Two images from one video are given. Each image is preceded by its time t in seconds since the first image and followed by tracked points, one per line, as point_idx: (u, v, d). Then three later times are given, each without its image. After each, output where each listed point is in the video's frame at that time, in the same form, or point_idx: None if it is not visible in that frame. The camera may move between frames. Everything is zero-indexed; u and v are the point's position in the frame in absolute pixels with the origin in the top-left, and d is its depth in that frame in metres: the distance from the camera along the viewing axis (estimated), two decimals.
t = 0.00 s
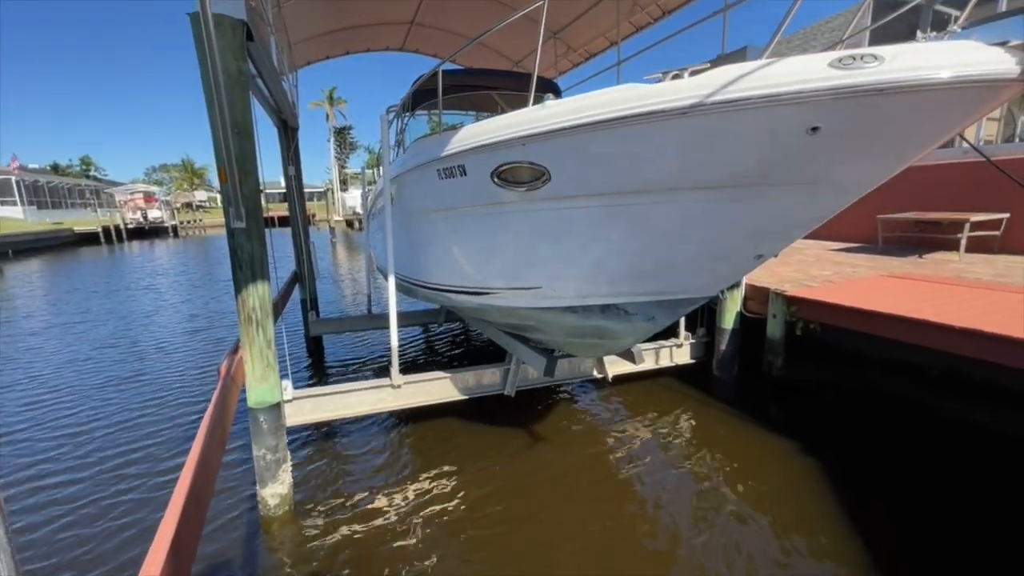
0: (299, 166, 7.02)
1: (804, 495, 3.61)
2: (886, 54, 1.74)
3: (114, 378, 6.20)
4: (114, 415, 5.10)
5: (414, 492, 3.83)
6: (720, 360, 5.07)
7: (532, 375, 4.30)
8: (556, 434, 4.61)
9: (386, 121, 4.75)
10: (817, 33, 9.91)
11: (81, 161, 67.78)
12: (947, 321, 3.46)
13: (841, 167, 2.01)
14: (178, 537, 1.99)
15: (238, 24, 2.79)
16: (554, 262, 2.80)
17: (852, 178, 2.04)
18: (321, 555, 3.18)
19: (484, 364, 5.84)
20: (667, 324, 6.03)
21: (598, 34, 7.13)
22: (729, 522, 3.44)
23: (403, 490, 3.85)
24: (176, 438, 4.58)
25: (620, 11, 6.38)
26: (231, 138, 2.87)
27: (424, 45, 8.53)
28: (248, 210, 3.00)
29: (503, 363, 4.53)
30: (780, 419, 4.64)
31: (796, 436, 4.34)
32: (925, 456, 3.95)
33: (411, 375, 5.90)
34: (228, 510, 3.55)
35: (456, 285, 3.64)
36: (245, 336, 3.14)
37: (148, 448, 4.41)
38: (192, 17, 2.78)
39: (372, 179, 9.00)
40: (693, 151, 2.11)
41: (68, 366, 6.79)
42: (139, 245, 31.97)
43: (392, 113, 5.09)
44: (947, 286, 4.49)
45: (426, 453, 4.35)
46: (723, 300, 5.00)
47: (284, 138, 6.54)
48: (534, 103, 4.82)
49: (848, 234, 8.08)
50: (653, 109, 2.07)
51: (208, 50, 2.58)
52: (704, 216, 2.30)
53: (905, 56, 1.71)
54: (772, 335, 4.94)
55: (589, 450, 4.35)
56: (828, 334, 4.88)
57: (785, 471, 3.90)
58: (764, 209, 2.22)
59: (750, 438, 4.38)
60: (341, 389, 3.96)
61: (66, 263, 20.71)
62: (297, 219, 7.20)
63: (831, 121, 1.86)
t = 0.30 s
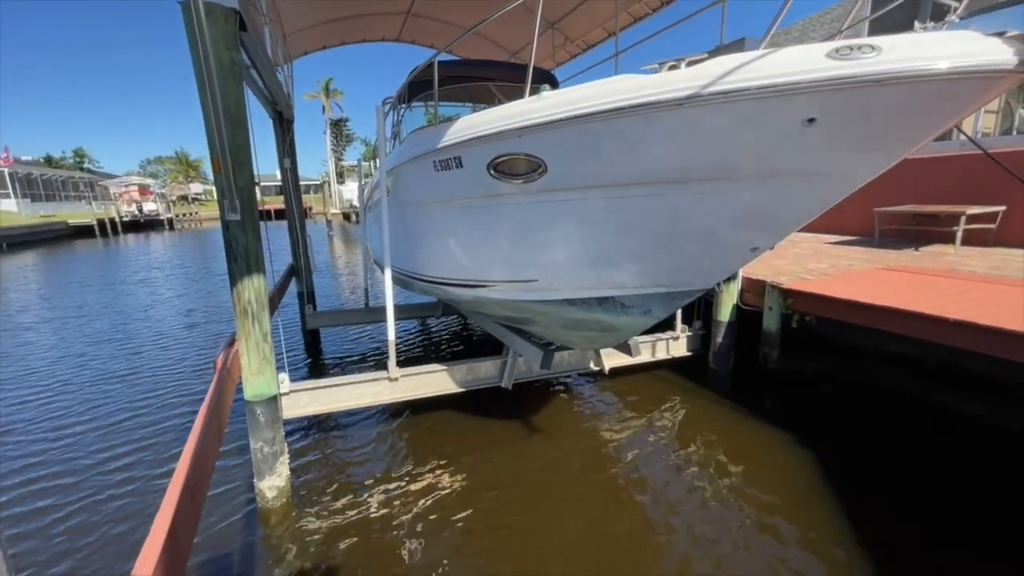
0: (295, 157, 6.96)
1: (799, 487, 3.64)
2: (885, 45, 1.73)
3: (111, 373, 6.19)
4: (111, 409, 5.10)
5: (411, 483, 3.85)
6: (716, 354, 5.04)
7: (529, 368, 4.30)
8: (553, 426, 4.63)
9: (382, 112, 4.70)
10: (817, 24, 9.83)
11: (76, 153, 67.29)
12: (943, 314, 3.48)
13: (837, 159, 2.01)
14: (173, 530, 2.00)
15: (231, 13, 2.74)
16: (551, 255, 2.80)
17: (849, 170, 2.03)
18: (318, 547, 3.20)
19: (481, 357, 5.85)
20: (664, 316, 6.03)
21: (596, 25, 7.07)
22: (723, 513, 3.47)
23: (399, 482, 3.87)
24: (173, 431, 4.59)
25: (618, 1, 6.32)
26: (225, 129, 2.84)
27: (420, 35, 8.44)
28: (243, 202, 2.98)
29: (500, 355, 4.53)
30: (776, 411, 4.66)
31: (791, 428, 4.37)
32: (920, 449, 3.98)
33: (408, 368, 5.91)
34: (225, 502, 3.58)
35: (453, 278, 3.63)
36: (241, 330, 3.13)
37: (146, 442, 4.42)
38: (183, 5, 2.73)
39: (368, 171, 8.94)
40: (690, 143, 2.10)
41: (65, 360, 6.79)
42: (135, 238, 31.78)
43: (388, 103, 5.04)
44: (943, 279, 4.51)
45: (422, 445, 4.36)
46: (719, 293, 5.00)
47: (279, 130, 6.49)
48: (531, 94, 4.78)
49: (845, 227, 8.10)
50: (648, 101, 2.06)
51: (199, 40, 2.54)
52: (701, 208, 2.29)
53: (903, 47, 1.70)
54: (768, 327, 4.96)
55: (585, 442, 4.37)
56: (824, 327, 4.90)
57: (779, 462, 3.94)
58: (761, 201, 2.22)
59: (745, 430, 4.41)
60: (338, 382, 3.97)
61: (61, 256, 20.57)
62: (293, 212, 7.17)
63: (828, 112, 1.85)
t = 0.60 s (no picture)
0: (291, 152, 6.92)
1: (795, 483, 3.66)
2: (880, 41, 1.73)
3: (108, 369, 6.19)
4: (109, 405, 5.11)
5: (409, 477, 3.88)
6: (713, 348, 5.07)
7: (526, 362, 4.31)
8: (550, 421, 4.65)
9: (379, 106, 4.66)
10: (816, 19, 9.79)
11: (70, 147, 66.73)
12: (937, 309, 3.50)
13: (832, 154, 2.01)
14: (171, 526, 2.00)
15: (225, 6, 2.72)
16: (547, 250, 2.80)
17: (844, 165, 2.03)
18: (316, 540, 3.23)
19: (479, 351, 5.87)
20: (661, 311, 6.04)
21: (594, 18, 7.02)
22: (719, 507, 3.50)
23: (397, 477, 3.89)
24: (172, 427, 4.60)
25: None
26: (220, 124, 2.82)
27: (417, 28, 8.37)
28: (239, 197, 2.97)
29: (498, 350, 4.54)
30: (771, 405, 4.70)
31: (786, 422, 4.41)
32: (915, 443, 4.01)
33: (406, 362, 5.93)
34: (224, 496, 3.60)
35: (450, 273, 3.63)
36: (238, 325, 3.13)
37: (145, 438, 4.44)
38: None
39: (365, 166, 8.89)
40: (686, 138, 2.10)
41: (62, 357, 6.79)
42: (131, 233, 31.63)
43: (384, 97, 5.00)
44: (938, 274, 4.53)
45: (419, 440, 4.38)
46: (716, 288, 5.01)
47: (275, 125, 6.45)
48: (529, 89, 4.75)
49: (841, 222, 8.13)
50: (644, 96, 2.06)
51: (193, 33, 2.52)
52: (697, 203, 2.29)
53: (899, 43, 1.70)
54: (764, 322, 4.98)
55: (582, 436, 4.39)
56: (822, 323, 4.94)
57: (775, 457, 3.97)
58: (756, 196, 2.22)
59: (741, 424, 4.44)
60: (335, 377, 3.98)
61: (56, 250, 20.43)
62: (290, 207, 7.13)
63: (823, 108, 1.86)
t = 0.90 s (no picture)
0: (289, 148, 6.90)
1: (793, 480, 3.68)
2: (876, 42, 1.73)
3: (106, 368, 6.18)
4: (107, 405, 5.11)
5: (408, 475, 3.89)
6: (710, 345, 5.09)
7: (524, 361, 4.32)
8: (548, 419, 4.66)
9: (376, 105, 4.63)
10: (815, 15, 9.75)
11: (66, 143, 66.35)
12: (934, 308, 3.51)
13: (829, 154, 2.01)
14: (169, 524, 2.00)
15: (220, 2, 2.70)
16: (544, 249, 2.80)
17: (840, 166, 2.04)
18: (316, 538, 3.24)
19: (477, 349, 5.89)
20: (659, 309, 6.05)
21: (592, 15, 7.00)
22: (717, 504, 3.51)
23: (395, 475, 3.90)
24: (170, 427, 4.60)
25: None
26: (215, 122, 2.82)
27: (415, 24, 8.32)
28: (236, 196, 2.96)
29: (496, 348, 4.55)
30: (770, 403, 4.72)
31: (784, 420, 4.43)
32: (912, 439, 4.04)
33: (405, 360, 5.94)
34: (222, 495, 3.61)
35: (447, 271, 3.63)
36: (235, 324, 3.13)
37: (143, 438, 4.44)
38: None
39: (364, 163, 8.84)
40: (685, 139, 2.10)
41: (59, 355, 6.78)
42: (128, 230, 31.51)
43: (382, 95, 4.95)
44: (935, 272, 4.54)
45: (417, 438, 4.39)
46: (713, 286, 5.02)
47: (272, 122, 6.42)
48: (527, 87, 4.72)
49: (838, 220, 8.15)
50: (641, 97, 2.06)
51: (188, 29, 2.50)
52: (692, 203, 2.30)
53: (894, 44, 1.70)
54: (761, 320, 4.99)
55: (581, 434, 4.40)
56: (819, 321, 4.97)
57: (772, 455, 3.99)
58: (752, 195, 2.23)
59: (740, 423, 4.44)
60: (333, 375, 3.98)
61: (53, 247, 20.37)
62: (287, 205, 7.11)
63: (819, 109, 1.86)
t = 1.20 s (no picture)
0: (287, 148, 6.89)
1: (788, 481, 3.70)
2: (869, 51, 1.74)
3: (103, 370, 6.17)
4: (105, 407, 5.10)
5: (405, 476, 3.90)
6: (707, 346, 5.11)
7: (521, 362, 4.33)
8: (545, 420, 4.68)
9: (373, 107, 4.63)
10: (812, 15, 9.78)
11: (63, 142, 66.15)
12: (929, 310, 3.53)
13: (823, 161, 2.02)
14: (166, 531, 2.00)
15: (218, 6, 2.70)
16: (541, 253, 2.81)
17: (835, 173, 2.05)
18: (313, 540, 3.24)
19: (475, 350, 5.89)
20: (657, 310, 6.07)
21: (590, 16, 7.01)
22: (713, 506, 3.53)
23: (393, 476, 3.91)
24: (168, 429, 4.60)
25: None
26: (213, 126, 2.81)
27: (413, 25, 8.32)
28: (233, 199, 2.96)
29: (493, 349, 4.56)
30: (766, 404, 4.74)
31: (780, 420, 4.46)
32: (906, 440, 4.07)
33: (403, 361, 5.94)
34: (220, 497, 3.61)
35: (444, 273, 3.64)
36: (233, 326, 3.13)
37: (141, 441, 4.44)
38: None
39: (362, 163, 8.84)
40: (681, 145, 2.11)
41: (57, 357, 6.77)
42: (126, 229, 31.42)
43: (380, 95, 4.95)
44: (931, 273, 4.56)
45: (414, 439, 4.41)
46: (710, 287, 5.04)
47: (270, 123, 6.42)
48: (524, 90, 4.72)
49: (835, 221, 8.18)
50: (637, 103, 2.07)
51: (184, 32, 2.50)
52: (688, 209, 2.31)
53: (887, 54, 1.71)
54: (758, 321, 5.01)
55: (579, 435, 4.42)
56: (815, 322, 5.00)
57: (768, 456, 4.01)
58: (747, 201, 2.23)
59: (736, 424, 4.46)
60: (331, 377, 3.98)
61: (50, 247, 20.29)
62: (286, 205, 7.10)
63: (813, 117, 1.87)
